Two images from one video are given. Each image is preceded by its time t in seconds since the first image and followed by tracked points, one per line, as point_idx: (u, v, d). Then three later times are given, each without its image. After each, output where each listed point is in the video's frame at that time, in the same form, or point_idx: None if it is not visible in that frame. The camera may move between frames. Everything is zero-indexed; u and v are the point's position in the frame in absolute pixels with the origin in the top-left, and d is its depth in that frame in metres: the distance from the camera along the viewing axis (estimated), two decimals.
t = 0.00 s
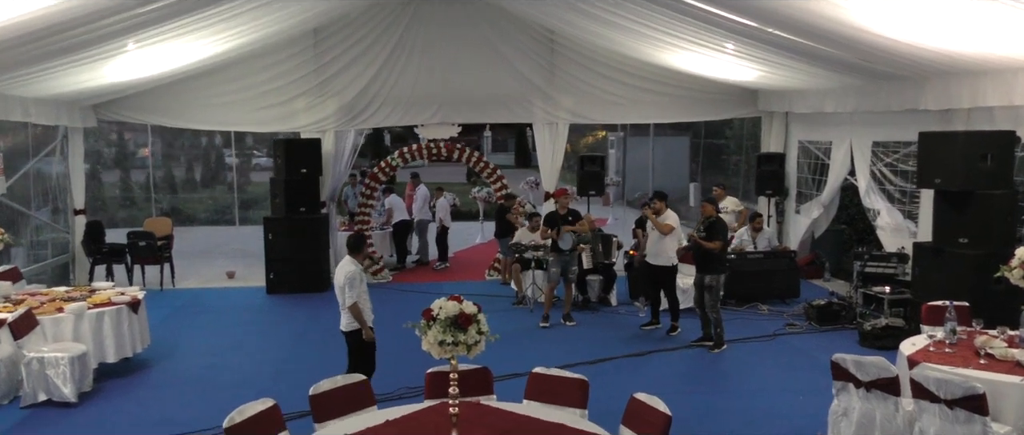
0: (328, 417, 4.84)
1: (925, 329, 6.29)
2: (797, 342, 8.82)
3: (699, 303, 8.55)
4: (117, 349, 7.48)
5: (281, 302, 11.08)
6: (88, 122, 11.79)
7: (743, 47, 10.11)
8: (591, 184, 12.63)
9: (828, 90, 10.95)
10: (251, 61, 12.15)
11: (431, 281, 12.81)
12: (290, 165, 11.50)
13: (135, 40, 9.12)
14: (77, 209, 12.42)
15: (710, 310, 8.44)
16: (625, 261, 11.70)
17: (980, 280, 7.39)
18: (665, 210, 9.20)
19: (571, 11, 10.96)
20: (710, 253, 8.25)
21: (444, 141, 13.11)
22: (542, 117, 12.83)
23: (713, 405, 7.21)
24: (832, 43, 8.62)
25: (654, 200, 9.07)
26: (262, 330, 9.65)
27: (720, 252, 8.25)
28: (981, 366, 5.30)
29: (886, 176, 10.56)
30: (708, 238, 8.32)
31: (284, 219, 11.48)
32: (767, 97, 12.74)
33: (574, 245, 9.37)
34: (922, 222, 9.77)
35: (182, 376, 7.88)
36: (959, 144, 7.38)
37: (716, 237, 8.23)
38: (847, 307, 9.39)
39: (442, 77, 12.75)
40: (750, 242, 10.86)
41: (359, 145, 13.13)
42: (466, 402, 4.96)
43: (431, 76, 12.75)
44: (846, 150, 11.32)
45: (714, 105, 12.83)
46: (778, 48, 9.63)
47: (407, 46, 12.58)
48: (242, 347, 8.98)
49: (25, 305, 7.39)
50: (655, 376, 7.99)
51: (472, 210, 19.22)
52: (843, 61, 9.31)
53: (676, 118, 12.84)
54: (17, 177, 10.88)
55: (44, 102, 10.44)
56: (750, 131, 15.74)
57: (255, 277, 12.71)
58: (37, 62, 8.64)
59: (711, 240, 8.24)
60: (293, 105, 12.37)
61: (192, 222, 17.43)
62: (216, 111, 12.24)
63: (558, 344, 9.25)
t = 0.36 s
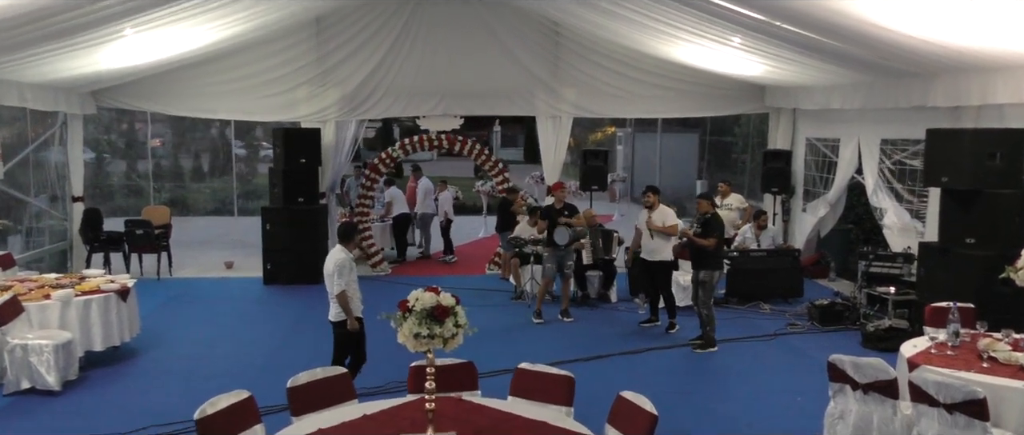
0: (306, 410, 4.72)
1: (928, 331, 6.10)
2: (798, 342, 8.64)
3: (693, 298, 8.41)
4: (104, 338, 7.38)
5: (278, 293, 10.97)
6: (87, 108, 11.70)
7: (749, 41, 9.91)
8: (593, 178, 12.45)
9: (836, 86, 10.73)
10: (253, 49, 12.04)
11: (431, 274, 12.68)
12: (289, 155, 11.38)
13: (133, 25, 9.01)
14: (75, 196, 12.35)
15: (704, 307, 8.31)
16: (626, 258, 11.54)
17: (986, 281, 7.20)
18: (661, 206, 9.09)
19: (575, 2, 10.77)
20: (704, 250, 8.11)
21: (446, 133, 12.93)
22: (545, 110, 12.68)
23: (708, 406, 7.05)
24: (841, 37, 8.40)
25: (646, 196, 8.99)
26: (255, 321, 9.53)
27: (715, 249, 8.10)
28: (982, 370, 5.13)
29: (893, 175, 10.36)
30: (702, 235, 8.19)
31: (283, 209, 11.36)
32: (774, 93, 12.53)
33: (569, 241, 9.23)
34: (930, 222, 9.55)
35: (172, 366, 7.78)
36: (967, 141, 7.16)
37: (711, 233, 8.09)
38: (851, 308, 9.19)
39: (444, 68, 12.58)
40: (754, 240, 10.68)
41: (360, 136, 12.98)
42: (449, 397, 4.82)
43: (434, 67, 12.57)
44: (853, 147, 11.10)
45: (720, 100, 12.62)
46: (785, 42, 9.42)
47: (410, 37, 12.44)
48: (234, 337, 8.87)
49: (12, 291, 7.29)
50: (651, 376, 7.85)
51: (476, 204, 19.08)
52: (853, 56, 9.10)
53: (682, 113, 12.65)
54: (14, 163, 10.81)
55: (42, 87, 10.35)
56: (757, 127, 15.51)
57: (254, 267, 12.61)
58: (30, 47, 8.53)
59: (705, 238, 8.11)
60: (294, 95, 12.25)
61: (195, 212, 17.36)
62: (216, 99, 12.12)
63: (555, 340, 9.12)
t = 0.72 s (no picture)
0: (283, 404, 4.58)
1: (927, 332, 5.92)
2: (798, 342, 8.47)
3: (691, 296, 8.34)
4: (92, 326, 7.29)
5: (275, 284, 10.88)
6: (86, 95, 11.62)
7: (754, 34, 9.72)
8: (596, 173, 12.28)
9: (843, 82, 10.53)
10: (254, 38, 11.93)
11: (430, 267, 12.56)
12: (288, 145, 11.26)
13: (130, 12, 8.91)
14: (74, 184, 12.28)
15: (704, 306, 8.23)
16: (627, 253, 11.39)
17: (990, 282, 7.01)
18: (660, 201, 8.99)
19: None
20: (698, 247, 8.01)
21: (448, 124, 12.78)
22: (548, 103, 12.52)
23: (702, 405, 6.90)
24: (847, 31, 8.21)
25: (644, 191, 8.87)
26: (249, 312, 9.42)
27: (710, 246, 8.00)
28: (982, 375, 4.96)
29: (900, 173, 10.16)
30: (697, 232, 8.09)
31: (280, 199, 11.26)
32: (781, 88, 12.33)
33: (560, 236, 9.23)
34: (936, 221, 9.35)
35: (160, 356, 7.69)
36: (974, 139, 6.97)
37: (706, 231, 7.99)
38: (853, 307, 9.01)
39: (446, 59, 12.44)
40: (756, 238, 10.49)
41: (361, 127, 12.86)
42: (429, 393, 4.70)
43: (437, 58, 12.43)
44: (860, 144, 10.89)
45: (726, 95, 12.43)
46: (792, 36, 9.22)
47: (413, 27, 12.31)
48: (226, 328, 8.78)
49: None
50: (647, 375, 7.71)
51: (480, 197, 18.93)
52: (860, 51, 8.90)
53: (686, 107, 12.47)
54: (11, 149, 10.74)
55: (39, 73, 10.27)
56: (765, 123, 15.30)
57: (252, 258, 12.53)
58: (22, 32, 8.43)
59: (699, 234, 8.00)
60: (295, 84, 12.15)
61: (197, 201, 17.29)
62: (215, 87, 12.02)
63: (551, 336, 8.99)
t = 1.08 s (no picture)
0: (259, 402, 4.50)
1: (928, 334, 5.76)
2: (799, 342, 8.31)
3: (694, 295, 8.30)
4: (83, 319, 7.23)
5: (274, 278, 10.81)
6: (86, 86, 11.59)
7: (761, 29, 9.53)
8: (599, 169, 12.13)
9: (851, 78, 10.33)
10: (255, 30, 11.85)
11: (431, 262, 12.46)
12: (288, 138, 11.19)
13: (130, 6, 8.84)
14: (76, 176, 12.26)
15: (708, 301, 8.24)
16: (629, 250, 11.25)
17: (996, 283, 6.83)
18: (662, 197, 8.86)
19: None
20: (694, 243, 8.06)
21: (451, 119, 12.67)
22: (552, 98, 12.39)
23: (698, 407, 6.77)
24: (853, 25, 8.01)
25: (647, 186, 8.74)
26: (245, 307, 9.35)
27: (705, 242, 8.05)
28: (983, 379, 4.80)
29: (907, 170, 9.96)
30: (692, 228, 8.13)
31: (280, 193, 11.18)
32: (789, 83, 12.13)
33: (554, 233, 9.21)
34: (943, 220, 9.15)
35: (152, 350, 7.63)
36: (981, 136, 6.80)
37: (700, 228, 8.02)
38: (858, 307, 8.84)
39: (449, 53, 12.32)
40: (761, 236, 10.31)
41: (363, 121, 12.78)
42: (409, 392, 4.59)
43: (439, 52, 12.32)
44: (868, 141, 10.68)
45: (732, 90, 12.24)
46: (797, 30, 9.03)
47: (416, 21, 12.20)
48: (220, 322, 8.72)
49: None
50: (643, 375, 7.58)
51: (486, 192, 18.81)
52: (868, 46, 8.70)
53: (691, 102, 12.30)
54: (10, 141, 10.72)
55: (38, 65, 10.24)
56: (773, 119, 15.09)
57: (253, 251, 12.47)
58: (16, 24, 8.26)
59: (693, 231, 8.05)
60: (296, 77, 12.07)
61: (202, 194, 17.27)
62: (217, 80, 11.95)
63: (548, 334, 8.87)
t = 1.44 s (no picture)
0: (239, 405, 4.41)
1: (929, 337, 5.61)
2: (802, 343, 8.16)
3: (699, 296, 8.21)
4: (77, 318, 7.19)
5: (275, 276, 10.77)
6: (90, 83, 11.60)
7: (766, 24, 9.38)
8: (604, 166, 12.01)
9: (859, 74, 10.14)
10: (258, 27, 11.81)
11: (434, 260, 12.37)
12: (289, 135, 11.12)
13: (129, 2, 8.80)
14: (80, 173, 12.26)
15: (714, 303, 8.11)
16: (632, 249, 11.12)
17: (1000, 283, 6.69)
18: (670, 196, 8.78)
19: None
20: (695, 242, 7.96)
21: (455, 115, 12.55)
22: (556, 95, 12.27)
23: (696, 410, 6.65)
24: (859, 21, 7.83)
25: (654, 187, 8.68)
26: (244, 304, 9.31)
27: (705, 241, 7.92)
28: (983, 385, 4.66)
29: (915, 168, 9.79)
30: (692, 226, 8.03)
31: (282, 190, 11.13)
32: (796, 80, 11.95)
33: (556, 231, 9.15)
34: (952, 219, 8.96)
35: (147, 348, 7.59)
36: (986, 133, 6.65)
37: (699, 226, 7.90)
38: (863, 308, 8.68)
39: (452, 49, 12.23)
40: (766, 234, 10.15)
41: (366, 117, 12.70)
42: (391, 395, 4.51)
43: (442, 48, 12.21)
44: (876, 138, 10.50)
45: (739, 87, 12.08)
46: (803, 26, 8.85)
47: (418, 17, 12.10)
48: (218, 320, 8.66)
49: None
50: (642, 377, 7.46)
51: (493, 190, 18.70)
52: (875, 42, 8.52)
53: (697, 99, 12.15)
54: (11, 138, 10.73)
55: (38, 61, 10.24)
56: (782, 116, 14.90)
57: (256, 249, 12.44)
58: (12, 21, 8.22)
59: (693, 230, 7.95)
60: (299, 74, 12.01)
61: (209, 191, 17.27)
62: (220, 77, 11.93)
63: (547, 334, 8.75)
